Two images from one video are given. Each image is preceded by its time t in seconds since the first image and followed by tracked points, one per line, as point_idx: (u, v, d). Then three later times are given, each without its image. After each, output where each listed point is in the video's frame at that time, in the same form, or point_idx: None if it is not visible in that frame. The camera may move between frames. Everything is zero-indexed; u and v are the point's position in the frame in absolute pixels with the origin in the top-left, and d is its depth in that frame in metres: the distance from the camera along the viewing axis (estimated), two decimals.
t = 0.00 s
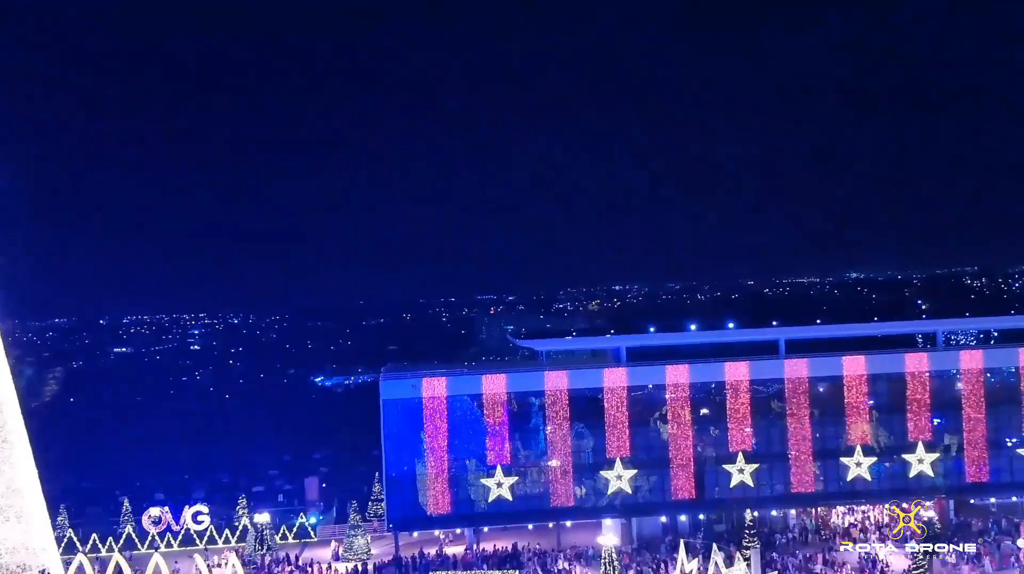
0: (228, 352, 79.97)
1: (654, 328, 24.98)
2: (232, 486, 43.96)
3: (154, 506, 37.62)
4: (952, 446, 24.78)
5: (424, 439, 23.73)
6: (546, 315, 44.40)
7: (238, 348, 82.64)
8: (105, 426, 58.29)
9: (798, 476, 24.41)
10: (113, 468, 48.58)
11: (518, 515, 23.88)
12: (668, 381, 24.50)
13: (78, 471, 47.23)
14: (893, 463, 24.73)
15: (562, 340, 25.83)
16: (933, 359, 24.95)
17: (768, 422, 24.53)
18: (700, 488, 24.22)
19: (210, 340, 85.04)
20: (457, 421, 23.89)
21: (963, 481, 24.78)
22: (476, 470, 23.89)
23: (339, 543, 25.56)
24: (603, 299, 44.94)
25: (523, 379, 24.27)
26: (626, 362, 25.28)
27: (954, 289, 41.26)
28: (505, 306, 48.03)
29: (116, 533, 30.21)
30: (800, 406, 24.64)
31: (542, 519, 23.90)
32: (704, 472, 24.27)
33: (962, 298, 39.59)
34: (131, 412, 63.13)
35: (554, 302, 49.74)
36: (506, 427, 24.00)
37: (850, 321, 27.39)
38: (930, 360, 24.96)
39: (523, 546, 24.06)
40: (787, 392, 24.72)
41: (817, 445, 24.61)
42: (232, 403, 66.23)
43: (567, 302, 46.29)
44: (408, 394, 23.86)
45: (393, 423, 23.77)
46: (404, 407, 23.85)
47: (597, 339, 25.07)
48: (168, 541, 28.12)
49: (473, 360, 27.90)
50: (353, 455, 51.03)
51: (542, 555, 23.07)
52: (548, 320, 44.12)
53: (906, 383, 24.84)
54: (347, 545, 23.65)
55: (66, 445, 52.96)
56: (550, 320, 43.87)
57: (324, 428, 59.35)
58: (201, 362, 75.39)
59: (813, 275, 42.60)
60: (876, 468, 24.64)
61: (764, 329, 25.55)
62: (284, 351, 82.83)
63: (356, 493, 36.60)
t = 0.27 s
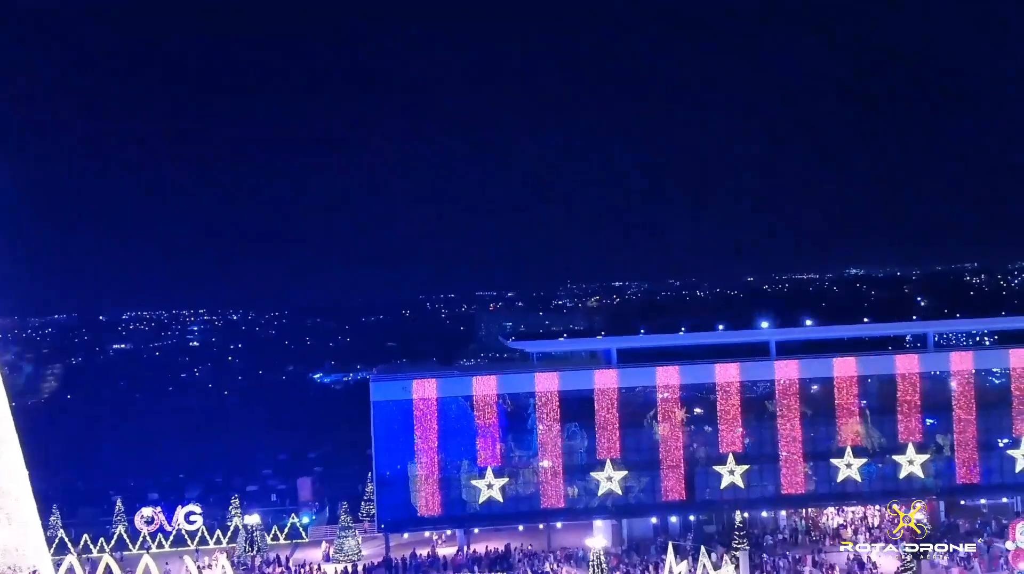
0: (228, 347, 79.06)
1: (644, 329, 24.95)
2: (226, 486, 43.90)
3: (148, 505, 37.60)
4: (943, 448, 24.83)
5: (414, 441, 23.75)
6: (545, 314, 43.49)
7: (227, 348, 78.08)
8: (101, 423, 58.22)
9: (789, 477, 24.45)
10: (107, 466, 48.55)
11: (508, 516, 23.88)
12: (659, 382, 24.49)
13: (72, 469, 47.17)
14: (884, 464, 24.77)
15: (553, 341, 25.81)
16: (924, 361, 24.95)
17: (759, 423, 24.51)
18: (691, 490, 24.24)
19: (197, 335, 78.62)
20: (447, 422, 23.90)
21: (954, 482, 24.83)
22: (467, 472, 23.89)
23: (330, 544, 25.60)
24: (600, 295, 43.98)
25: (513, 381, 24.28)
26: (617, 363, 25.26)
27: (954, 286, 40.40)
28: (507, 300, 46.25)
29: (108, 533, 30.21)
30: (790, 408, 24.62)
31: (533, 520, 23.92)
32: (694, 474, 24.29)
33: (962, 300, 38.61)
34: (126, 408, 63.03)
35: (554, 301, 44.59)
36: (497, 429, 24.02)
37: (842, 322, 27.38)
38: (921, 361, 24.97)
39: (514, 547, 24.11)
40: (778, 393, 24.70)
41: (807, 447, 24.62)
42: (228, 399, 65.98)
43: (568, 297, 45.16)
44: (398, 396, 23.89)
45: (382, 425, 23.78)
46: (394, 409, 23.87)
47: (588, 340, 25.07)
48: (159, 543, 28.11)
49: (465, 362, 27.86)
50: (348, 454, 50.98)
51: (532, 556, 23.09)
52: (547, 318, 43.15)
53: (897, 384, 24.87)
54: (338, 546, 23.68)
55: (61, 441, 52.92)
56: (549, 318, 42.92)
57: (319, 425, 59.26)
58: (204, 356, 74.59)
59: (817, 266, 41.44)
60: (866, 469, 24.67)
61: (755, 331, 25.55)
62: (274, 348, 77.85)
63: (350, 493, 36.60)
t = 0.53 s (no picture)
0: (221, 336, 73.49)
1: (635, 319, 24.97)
2: (220, 474, 43.87)
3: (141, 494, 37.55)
4: (932, 439, 24.93)
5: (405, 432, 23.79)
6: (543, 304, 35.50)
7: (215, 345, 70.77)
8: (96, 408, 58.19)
9: (778, 468, 24.59)
10: (102, 453, 48.52)
11: (498, 507, 24.00)
12: (649, 373, 24.53)
13: (65, 456, 47.09)
14: (874, 455, 24.85)
15: (543, 332, 25.82)
16: (913, 351, 25.02)
17: (749, 414, 24.61)
18: (681, 480, 24.33)
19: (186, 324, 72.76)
20: (438, 414, 23.95)
21: (943, 473, 24.92)
22: (457, 463, 23.97)
23: (321, 533, 25.68)
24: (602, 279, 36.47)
25: (504, 372, 24.30)
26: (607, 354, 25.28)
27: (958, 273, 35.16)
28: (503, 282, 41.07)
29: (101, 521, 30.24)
30: (780, 398, 24.70)
31: (524, 510, 24.04)
32: (684, 465, 24.37)
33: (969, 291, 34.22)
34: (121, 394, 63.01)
35: (553, 285, 37.28)
36: (487, 420, 24.08)
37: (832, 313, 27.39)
38: (910, 352, 25.04)
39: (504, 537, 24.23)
40: (768, 384, 24.77)
41: (797, 438, 24.71)
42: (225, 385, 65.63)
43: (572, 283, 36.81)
44: (389, 387, 23.89)
45: (372, 416, 23.80)
46: (385, 400, 23.89)
47: (578, 331, 25.08)
48: (151, 533, 28.13)
49: (455, 352, 27.83)
50: (342, 443, 50.95)
51: (522, 545, 23.18)
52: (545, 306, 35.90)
53: (887, 375, 24.94)
54: (329, 536, 23.70)
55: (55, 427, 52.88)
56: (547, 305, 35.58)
57: (314, 410, 59.22)
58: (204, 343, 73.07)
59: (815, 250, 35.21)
60: (856, 460, 24.76)
61: (745, 322, 25.58)
62: (281, 338, 72.66)
63: (343, 482, 36.61)
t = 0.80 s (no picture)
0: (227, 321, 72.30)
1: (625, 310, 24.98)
2: (214, 463, 43.84)
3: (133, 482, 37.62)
4: (922, 429, 24.96)
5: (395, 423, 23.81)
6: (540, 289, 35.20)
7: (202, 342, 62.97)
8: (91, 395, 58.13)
9: (768, 458, 24.67)
10: (96, 441, 48.49)
11: (489, 498, 24.07)
12: (638, 364, 24.56)
13: (60, 444, 47.20)
14: (864, 446, 24.89)
15: (534, 322, 25.84)
16: (903, 342, 25.06)
17: (738, 404, 24.69)
18: (671, 471, 24.35)
19: (188, 309, 63.27)
20: (428, 405, 24.00)
21: (932, 463, 24.97)
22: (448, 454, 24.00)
23: (313, 523, 25.77)
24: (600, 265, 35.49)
25: (494, 363, 24.30)
26: (598, 345, 25.33)
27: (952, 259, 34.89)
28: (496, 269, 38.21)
29: (95, 511, 30.27)
30: (770, 389, 24.78)
31: (514, 501, 24.13)
32: (674, 456, 24.41)
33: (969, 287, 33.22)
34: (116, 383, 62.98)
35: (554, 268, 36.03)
36: (478, 410, 24.11)
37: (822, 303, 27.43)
38: (900, 342, 25.08)
39: (494, 527, 24.29)
40: (758, 375, 24.82)
41: (787, 428, 24.82)
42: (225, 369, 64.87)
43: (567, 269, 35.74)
44: (379, 378, 23.89)
45: (363, 407, 23.83)
46: (375, 391, 23.89)
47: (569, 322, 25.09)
48: (145, 521, 28.26)
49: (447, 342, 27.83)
50: (337, 431, 50.95)
51: (512, 535, 23.22)
52: (541, 291, 35.53)
53: (877, 365, 25.00)
54: (320, 526, 23.78)
55: (50, 414, 52.85)
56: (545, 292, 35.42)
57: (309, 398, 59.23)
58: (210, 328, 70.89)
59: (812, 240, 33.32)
60: (846, 451, 24.81)
61: (735, 312, 25.62)
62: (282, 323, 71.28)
63: (337, 471, 36.72)
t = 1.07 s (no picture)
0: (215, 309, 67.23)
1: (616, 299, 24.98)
2: (208, 450, 43.88)
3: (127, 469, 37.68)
4: (912, 418, 25.06)
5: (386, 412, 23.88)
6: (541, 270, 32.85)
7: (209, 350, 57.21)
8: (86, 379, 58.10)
9: (758, 447, 24.75)
10: (91, 428, 48.52)
11: (480, 487, 24.14)
12: (629, 354, 24.60)
13: (55, 431, 47.24)
14: (854, 435, 24.99)
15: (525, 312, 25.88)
16: (894, 331, 25.10)
17: (729, 393, 24.75)
18: (661, 460, 24.42)
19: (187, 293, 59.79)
20: (419, 395, 24.05)
21: (922, 452, 25.08)
22: (439, 443, 24.07)
23: (304, 512, 25.87)
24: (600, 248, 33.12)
25: (484, 352, 24.35)
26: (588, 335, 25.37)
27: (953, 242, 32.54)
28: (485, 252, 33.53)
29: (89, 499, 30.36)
30: (761, 378, 24.84)
31: (505, 490, 24.21)
32: (664, 445, 24.44)
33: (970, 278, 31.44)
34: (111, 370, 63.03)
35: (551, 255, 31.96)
36: (469, 400, 24.15)
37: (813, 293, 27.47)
38: (891, 332, 25.12)
39: (485, 516, 24.38)
40: (748, 364, 24.88)
41: (777, 418, 24.89)
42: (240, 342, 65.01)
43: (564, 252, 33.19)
44: (370, 367, 23.96)
45: (354, 397, 23.87)
46: (366, 380, 23.95)
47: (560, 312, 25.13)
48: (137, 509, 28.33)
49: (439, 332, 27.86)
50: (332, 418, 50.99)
51: (503, 524, 23.29)
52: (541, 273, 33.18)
53: (867, 355, 25.06)
54: (312, 516, 23.71)
55: (45, 399, 52.89)
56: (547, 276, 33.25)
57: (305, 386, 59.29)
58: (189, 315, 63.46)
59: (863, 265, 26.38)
60: (836, 439, 24.92)
61: (725, 301, 25.66)
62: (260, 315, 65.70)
63: (330, 459, 36.83)
